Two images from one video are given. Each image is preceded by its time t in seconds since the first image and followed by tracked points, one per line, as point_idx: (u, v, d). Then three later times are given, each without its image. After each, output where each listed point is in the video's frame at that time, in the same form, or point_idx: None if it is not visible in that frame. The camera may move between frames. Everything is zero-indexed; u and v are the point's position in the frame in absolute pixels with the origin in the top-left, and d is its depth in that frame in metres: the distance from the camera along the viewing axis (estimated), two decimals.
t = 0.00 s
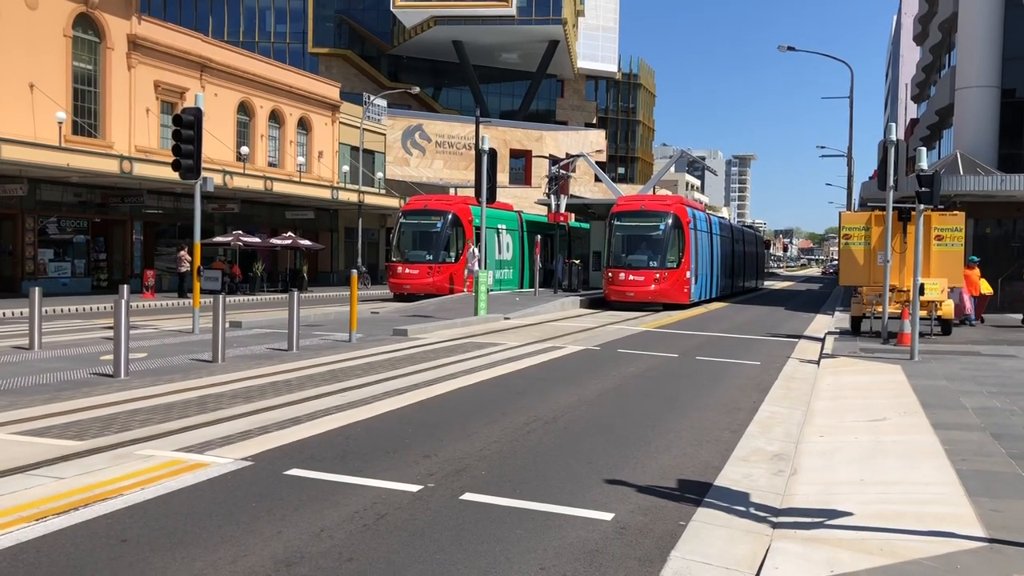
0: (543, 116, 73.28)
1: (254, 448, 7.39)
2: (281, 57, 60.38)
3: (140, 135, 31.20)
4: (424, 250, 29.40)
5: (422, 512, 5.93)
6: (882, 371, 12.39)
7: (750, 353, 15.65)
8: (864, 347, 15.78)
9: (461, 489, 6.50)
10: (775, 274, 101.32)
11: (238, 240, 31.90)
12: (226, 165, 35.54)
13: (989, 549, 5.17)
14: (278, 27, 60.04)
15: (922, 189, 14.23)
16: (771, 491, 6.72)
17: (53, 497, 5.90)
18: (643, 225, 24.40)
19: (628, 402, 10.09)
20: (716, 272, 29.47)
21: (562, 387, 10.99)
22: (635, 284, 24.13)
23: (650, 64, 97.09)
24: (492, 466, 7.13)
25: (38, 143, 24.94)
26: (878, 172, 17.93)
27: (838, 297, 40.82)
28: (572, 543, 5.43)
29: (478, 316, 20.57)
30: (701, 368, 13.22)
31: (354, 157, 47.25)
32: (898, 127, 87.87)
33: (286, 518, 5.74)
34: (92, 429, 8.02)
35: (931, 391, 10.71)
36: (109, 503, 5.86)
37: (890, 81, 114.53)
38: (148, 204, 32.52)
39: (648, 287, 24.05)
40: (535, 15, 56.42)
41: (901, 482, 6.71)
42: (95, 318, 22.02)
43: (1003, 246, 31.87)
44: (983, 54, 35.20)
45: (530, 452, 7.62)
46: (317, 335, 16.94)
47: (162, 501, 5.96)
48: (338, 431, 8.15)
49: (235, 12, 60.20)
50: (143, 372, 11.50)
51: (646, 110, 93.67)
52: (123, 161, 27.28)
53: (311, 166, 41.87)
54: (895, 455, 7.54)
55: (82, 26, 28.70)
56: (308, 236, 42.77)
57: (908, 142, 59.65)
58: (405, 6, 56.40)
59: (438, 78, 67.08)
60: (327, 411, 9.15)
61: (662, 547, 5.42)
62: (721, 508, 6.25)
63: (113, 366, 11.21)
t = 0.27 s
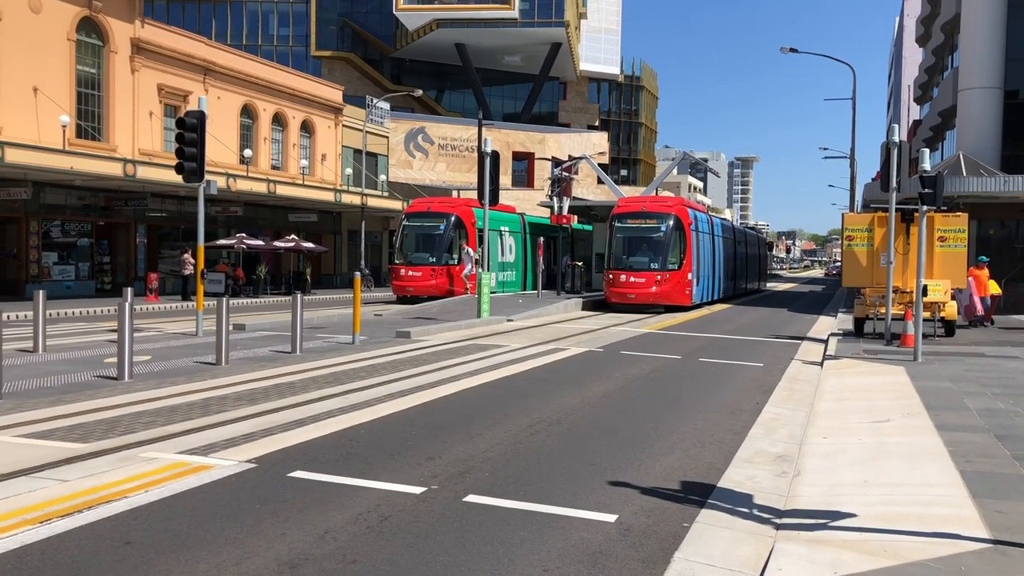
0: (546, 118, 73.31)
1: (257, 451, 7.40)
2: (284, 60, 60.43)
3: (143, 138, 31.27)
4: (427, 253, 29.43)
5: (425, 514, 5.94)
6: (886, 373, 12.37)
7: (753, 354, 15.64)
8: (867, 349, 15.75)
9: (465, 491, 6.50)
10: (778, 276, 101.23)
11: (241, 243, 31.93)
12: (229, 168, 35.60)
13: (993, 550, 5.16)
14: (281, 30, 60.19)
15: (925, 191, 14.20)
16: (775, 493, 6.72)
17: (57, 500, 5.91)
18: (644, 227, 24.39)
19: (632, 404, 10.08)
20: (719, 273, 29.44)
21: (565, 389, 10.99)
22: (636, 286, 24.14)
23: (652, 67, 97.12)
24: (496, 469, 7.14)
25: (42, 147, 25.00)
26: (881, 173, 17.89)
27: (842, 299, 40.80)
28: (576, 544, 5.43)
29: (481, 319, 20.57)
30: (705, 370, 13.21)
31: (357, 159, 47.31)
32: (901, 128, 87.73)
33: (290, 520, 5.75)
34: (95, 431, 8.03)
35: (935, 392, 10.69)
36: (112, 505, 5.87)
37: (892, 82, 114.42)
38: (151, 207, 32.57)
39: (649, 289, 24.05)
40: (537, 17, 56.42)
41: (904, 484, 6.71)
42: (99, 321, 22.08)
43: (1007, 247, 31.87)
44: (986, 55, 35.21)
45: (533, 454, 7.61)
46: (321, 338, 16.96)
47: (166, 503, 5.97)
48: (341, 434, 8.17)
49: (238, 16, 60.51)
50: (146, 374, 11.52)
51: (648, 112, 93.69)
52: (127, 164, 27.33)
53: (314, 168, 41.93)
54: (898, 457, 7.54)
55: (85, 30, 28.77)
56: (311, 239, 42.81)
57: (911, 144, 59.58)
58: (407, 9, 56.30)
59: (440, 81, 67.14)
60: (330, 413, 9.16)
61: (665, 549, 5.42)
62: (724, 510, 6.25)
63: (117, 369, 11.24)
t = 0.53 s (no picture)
0: (549, 121, 73.34)
1: (261, 455, 7.40)
2: (287, 65, 61.08)
3: (147, 143, 31.34)
4: (430, 256, 29.44)
5: (430, 518, 5.93)
6: (891, 374, 12.34)
7: (758, 357, 15.60)
8: (872, 351, 15.71)
9: (470, 494, 6.50)
10: (782, 278, 101.09)
11: (244, 247, 31.96)
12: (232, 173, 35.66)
13: (1000, 552, 5.14)
14: (283, 34, 60.73)
15: (929, 192, 14.17)
16: (780, 496, 6.70)
17: (62, 505, 5.91)
18: (646, 228, 24.38)
19: (636, 407, 10.06)
20: (722, 276, 29.37)
21: (569, 392, 10.97)
22: (637, 288, 24.08)
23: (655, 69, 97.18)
24: (500, 472, 7.13)
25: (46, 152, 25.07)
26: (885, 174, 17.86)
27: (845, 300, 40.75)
28: (581, 548, 5.43)
29: (484, 322, 20.55)
30: (709, 372, 13.18)
31: (360, 163, 47.38)
32: (904, 129, 87.61)
33: (294, 524, 5.74)
34: (100, 436, 8.04)
35: (940, 394, 10.66)
36: (117, 510, 5.88)
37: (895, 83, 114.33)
38: (155, 211, 32.63)
39: (650, 291, 23.99)
40: (539, 20, 56.45)
41: (911, 485, 6.68)
42: (103, 326, 22.11)
43: (1013, 248, 31.96)
44: (989, 56, 35.24)
45: (537, 457, 7.60)
46: (325, 342, 16.97)
47: (171, 508, 5.98)
48: (346, 438, 8.18)
49: (241, 22, 61.29)
50: (151, 379, 11.54)
51: (651, 114, 93.71)
52: (130, 169, 27.38)
53: (317, 173, 41.99)
54: (904, 459, 7.51)
55: (89, 35, 28.85)
56: (314, 243, 42.86)
57: (914, 145, 59.50)
58: (409, 13, 56.78)
59: (444, 84, 67.47)
60: (334, 417, 9.17)
61: (670, 552, 5.41)
62: (729, 512, 6.24)
63: (121, 374, 11.25)
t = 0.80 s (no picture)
0: (553, 124, 73.35)
1: (266, 459, 7.40)
2: (292, 69, 61.56)
3: (152, 148, 31.43)
4: (435, 259, 29.48)
5: (435, 521, 5.93)
6: (897, 376, 12.30)
7: (763, 359, 15.57)
8: (877, 352, 15.68)
9: (475, 497, 6.50)
10: (787, 279, 100.90)
11: (249, 251, 32.01)
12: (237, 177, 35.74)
13: (1008, 554, 5.12)
14: (288, 38, 61.37)
15: (934, 193, 14.12)
16: (786, 498, 6.68)
17: (68, 509, 5.92)
18: (648, 230, 24.34)
19: (641, 410, 10.05)
20: (726, 279, 29.28)
21: (574, 394, 10.96)
22: (639, 291, 24.02)
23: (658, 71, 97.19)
24: (506, 475, 7.12)
25: (51, 157, 25.16)
26: (890, 176, 17.80)
27: (851, 302, 40.72)
28: (586, 551, 5.42)
29: (489, 324, 20.54)
30: (714, 374, 13.16)
31: (364, 167, 47.45)
32: (909, 130, 87.45)
33: (300, 528, 5.74)
34: (105, 440, 8.05)
35: (947, 395, 10.62)
36: (123, 514, 5.89)
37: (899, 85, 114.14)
38: (160, 216, 32.72)
39: (653, 294, 23.93)
40: (543, 23, 56.48)
41: (917, 487, 6.66)
42: (109, 330, 22.19)
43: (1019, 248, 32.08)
44: (995, 57, 35.16)
45: (542, 460, 7.59)
46: (329, 345, 16.99)
47: (176, 511, 5.98)
48: (350, 441, 8.18)
49: (245, 26, 61.83)
50: (156, 383, 11.56)
51: (655, 117, 93.71)
52: (135, 174, 27.46)
53: (322, 176, 42.06)
54: (910, 461, 7.49)
55: (94, 41, 28.95)
56: (319, 246, 42.93)
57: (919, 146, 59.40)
58: (413, 16, 57.14)
59: (448, 88, 67.39)
60: (339, 420, 9.17)
61: (676, 555, 5.40)
62: (735, 515, 6.22)
63: (127, 378, 11.28)
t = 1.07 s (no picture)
0: (558, 126, 73.33)
1: (273, 461, 7.42)
2: (297, 72, 61.74)
3: (158, 150, 31.52)
4: (440, 261, 29.54)
5: (442, 523, 5.93)
6: (903, 377, 12.28)
7: (770, 360, 15.54)
8: (884, 354, 15.65)
9: (481, 498, 6.50)
10: (792, 281, 100.55)
11: (255, 254, 32.07)
12: (243, 180, 35.83)
13: (1016, 556, 5.10)
14: (294, 41, 61.52)
15: (941, 194, 14.10)
16: (793, 500, 6.67)
17: (75, 511, 5.94)
18: (650, 231, 24.29)
19: (647, 412, 10.04)
20: (730, 279, 29.22)
21: (580, 397, 10.95)
22: (641, 293, 24.00)
23: (663, 73, 97.16)
24: (511, 477, 7.12)
25: (58, 160, 25.26)
26: (896, 177, 17.76)
27: (857, 303, 40.62)
28: (593, 553, 5.41)
29: (494, 326, 20.55)
30: (720, 376, 13.15)
31: (370, 169, 47.54)
32: (915, 131, 87.28)
33: (306, 529, 5.75)
34: (113, 442, 8.07)
35: (953, 397, 10.60)
36: (130, 515, 5.90)
37: (906, 86, 113.86)
38: (166, 218, 32.82)
39: (655, 296, 23.92)
40: (548, 25, 56.52)
41: (924, 489, 6.65)
42: (116, 333, 22.25)
43: None
44: (1002, 58, 35.10)
45: (548, 462, 7.59)
46: (335, 347, 17.01)
47: (183, 513, 6.00)
48: (356, 442, 8.19)
49: (251, 29, 62.04)
50: (163, 385, 11.59)
51: (660, 118, 93.68)
52: (142, 176, 27.54)
53: (327, 179, 42.15)
54: (917, 463, 7.47)
55: (101, 44, 29.06)
56: (325, 249, 43.01)
57: (926, 147, 59.27)
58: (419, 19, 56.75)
59: (453, 90, 67.11)
60: (345, 422, 9.18)
61: (682, 557, 5.39)
62: (742, 517, 6.21)
63: (133, 380, 11.31)
